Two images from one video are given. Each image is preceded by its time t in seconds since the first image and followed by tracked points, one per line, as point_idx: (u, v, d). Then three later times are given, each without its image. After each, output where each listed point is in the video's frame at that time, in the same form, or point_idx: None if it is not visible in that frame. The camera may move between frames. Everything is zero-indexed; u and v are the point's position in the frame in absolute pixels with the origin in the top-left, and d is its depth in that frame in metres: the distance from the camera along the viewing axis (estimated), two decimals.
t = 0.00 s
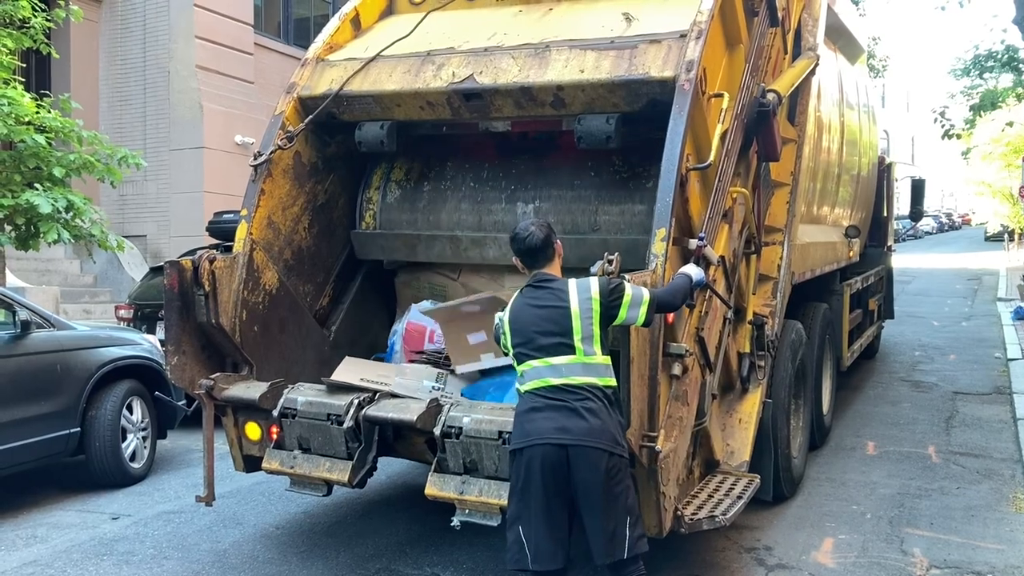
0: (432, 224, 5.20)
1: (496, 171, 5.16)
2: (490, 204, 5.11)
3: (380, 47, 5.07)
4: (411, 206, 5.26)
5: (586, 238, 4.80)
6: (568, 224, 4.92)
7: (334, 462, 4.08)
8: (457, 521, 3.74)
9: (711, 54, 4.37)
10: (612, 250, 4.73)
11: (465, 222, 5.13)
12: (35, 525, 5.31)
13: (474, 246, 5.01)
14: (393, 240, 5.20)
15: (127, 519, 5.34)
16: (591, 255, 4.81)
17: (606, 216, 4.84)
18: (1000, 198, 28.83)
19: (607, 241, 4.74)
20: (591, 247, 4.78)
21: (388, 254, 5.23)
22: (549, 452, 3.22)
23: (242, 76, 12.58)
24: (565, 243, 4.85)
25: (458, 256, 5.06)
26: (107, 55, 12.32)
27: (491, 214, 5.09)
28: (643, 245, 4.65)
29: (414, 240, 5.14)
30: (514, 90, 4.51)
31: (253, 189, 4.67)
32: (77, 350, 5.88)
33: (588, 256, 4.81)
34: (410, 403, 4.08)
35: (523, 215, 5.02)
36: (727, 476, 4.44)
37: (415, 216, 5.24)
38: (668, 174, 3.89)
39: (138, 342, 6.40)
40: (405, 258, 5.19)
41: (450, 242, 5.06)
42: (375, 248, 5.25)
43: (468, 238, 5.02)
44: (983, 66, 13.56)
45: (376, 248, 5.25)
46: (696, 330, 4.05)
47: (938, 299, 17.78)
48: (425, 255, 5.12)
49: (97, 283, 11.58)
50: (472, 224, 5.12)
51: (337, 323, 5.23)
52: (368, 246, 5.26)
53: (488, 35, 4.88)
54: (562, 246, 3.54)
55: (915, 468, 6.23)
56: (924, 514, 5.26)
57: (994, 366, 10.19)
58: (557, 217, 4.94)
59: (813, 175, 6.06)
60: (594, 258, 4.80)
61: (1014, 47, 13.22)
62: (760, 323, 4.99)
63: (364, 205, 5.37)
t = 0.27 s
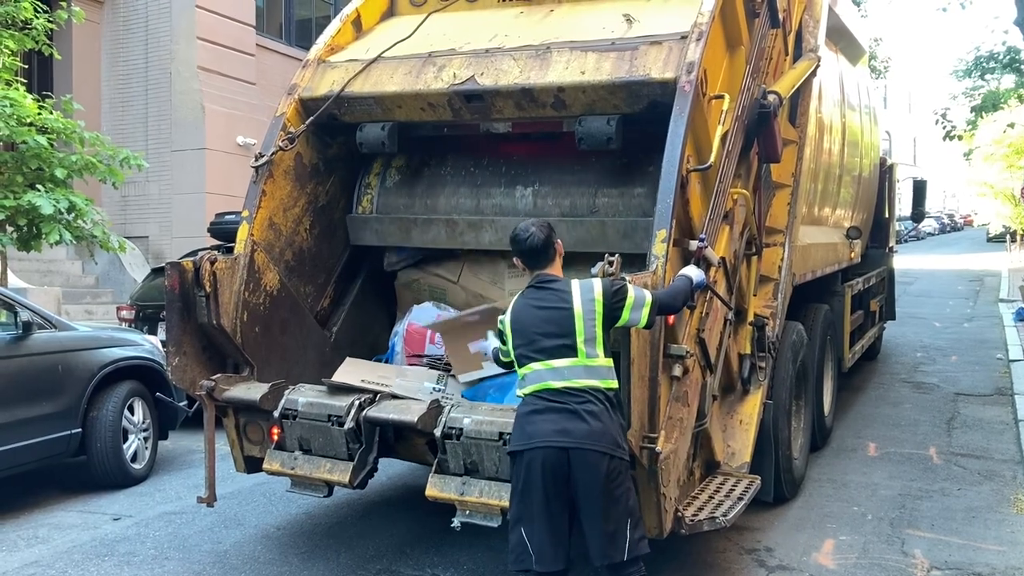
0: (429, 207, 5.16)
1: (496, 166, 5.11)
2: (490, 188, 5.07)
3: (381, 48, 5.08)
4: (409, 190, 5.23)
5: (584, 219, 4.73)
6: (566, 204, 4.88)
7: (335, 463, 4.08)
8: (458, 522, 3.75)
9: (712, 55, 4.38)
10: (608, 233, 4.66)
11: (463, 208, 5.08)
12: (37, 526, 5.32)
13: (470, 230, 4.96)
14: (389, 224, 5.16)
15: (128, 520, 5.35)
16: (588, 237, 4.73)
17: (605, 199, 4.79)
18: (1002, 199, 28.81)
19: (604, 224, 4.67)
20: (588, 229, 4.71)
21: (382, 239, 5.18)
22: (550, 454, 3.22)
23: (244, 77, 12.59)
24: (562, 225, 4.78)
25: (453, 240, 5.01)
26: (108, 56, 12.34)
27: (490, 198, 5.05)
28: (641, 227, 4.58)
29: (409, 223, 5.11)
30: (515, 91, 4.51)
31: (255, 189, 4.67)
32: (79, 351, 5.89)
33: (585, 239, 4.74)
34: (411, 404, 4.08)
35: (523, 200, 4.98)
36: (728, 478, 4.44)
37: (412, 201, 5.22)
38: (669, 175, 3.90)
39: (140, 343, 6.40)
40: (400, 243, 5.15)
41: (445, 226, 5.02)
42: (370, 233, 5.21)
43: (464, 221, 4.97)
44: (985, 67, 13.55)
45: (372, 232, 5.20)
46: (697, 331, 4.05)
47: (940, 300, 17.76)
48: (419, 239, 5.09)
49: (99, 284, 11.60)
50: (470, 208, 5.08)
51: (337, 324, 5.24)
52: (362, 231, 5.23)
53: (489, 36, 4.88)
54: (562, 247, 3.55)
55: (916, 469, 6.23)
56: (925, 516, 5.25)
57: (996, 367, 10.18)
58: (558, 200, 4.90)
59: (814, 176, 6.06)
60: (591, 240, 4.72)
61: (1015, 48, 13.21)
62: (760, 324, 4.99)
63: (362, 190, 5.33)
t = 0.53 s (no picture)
0: (427, 188, 5.12)
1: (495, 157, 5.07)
2: (489, 170, 5.05)
3: (382, 49, 5.09)
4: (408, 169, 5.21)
5: (582, 199, 4.63)
6: (565, 184, 4.80)
7: (336, 463, 4.08)
8: (458, 522, 3.75)
9: (712, 57, 4.38)
10: (606, 212, 4.56)
11: (463, 188, 5.05)
12: (38, 526, 5.34)
13: (467, 210, 4.89)
14: (384, 205, 5.09)
15: (130, 520, 5.35)
16: (586, 216, 4.62)
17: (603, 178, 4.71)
18: (1005, 200, 28.79)
19: (602, 202, 4.57)
20: (587, 209, 4.60)
21: (377, 222, 5.10)
22: (548, 452, 3.22)
23: (246, 78, 12.60)
24: (560, 204, 4.67)
25: (449, 221, 4.93)
26: (111, 57, 12.36)
27: (488, 178, 5.02)
28: (639, 206, 4.47)
29: (406, 204, 5.04)
30: (516, 93, 4.52)
31: (256, 190, 4.68)
32: (80, 351, 5.90)
33: (583, 219, 4.63)
34: (412, 405, 4.09)
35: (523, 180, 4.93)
36: (728, 479, 4.44)
37: (408, 183, 5.17)
38: (669, 177, 3.90)
39: (141, 343, 6.41)
40: (395, 225, 5.07)
41: (443, 206, 4.95)
42: (366, 215, 5.14)
43: (461, 202, 4.90)
44: (987, 69, 13.54)
45: (367, 214, 5.13)
46: (697, 332, 4.06)
47: (942, 301, 17.74)
48: (416, 219, 5.01)
49: (101, 284, 11.61)
50: (469, 188, 5.04)
51: (338, 325, 5.25)
52: (358, 212, 5.16)
53: (490, 38, 4.89)
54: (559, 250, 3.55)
55: (916, 471, 6.22)
56: (925, 517, 5.25)
57: (997, 369, 10.17)
58: (557, 180, 4.83)
59: (815, 178, 6.06)
60: (588, 220, 4.61)
61: (1017, 50, 13.20)
62: (761, 325, 4.98)
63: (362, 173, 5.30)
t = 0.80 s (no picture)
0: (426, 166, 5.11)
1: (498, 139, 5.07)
2: (490, 147, 5.07)
3: (385, 50, 5.09)
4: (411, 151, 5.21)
5: (582, 173, 4.61)
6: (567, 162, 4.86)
7: (337, 463, 4.09)
8: (460, 522, 3.76)
9: (714, 57, 4.38)
10: (606, 184, 4.53)
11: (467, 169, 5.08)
12: (41, 525, 5.34)
13: (466, 184, 4.86)
14: (384, 181, 5.04)
15: (132, 520, 5.36)
16: (585, 191, 4.59)
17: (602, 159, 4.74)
18: (1007, 201, 28.76)
19: (602, 174, 4.55)
20: (587, 182, 4.58)
21: (376, 199, 5.05)
22: (545, 452, 3.24)
23: (248, 78, 12.62)
24: (561, 178, 4.65)
25: (448, 196, 4.90)
26: (114, 57, 12.38)
27: (490, 155, 5.05)
28: (639, 179, 4.43)
29: (404, 179, 5.00)
30: (519, 93, 4.52)
31: (259, 191, 4.69)
32: (83, 351, 5.91)
33: (582, 193, 4.60)
34: (414, 405, 4.09)
35: (524, 158, 4.98)
36: (730, 480, 4.44)
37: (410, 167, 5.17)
38: (672, 179, 3.91)
39: (143, 343, 6.42)
40: (394, 202, 5.02)
41: (441, 181, 4.92)
42: (365, 192, 5.07)
43: (461, 176, 4.87)
44: (989, 69, 13.54)
45: (365, 190, 5.07)
46: (699, 332, 4.06)
47: (944, 302, 17.73)
48: (415, 195, 4.97)
49: (104, 285, 11.63)
50: (471, 164, 5.07)
51: (341, 325, 5.25)
52: (357, 188, 5.10)
53: (493, 38, 4.90)
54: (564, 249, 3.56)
55: (918, 472, 6.22)
56: (927, 518, 5.25)
57: (1000, 370, 10.16)
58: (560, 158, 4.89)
59: (818, 178, 6.06)
60: (588, 194, 4.58)
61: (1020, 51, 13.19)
62: (763, 326, 4.98)
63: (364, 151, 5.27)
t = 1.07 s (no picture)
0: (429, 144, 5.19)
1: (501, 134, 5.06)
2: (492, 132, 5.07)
3: (388, 49, 5.10)
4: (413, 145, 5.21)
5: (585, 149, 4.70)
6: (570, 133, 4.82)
7: (340, 462, 4.10)
8: (462, 522, 3.76)
9: (717, 57, 4.38)
10: (610, 160, 4.61)
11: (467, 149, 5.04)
12: (44, 524, 5.35)
13: (468, 161, 4.96)
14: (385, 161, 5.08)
15: (135, 519, 5.37)
16: (587, 165, 4.67)
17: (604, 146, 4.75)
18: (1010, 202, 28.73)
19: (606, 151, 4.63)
20: (589, 157, 4.67)
21: (376, 176, 5.08)
22: (549, 453, 3.24)
23: (251, 78, 12.63)
24: (564, 154, 4.75)
25: (449, 172, 4.98)
26: (117, 56, 12.39)
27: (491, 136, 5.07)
28: (643, 151, 4.51)
29: (406, 156, 5.09)
30: (522, 93, 4.52)
31: (262, 190, 4.69)
32: (86, 350, 5.91)
33: (584, 167, 4.68)
34: (417, 404, 4.09)
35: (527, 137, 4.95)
36: (733, 479, 4.43)
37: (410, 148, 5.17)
38: (675, 178, 3.91)
39: (146, 342, 6.42)
40: (395, 179, 5.06)
41: (443, 159, 5.02)
42: (365, 169, 5.10)
43: (462, 153, 4.97)
44: (992, 70, 13.52)
45: (366, 168, 5.10)
46: (702, 333, 4.06)
47: (946, 303, 17.70)
48: (416, 173, 5.05)
49: (106, 284, 11.64)
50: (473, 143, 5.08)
51: (344, 324, 5.26)
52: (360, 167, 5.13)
53: (496, 38, 4.90)
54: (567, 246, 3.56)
55: (921, 472, 6.22)
56: (930, 519, 5.24)
57: (1003, 370, 10.15)
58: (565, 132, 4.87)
59: (820, 178, 6.06)
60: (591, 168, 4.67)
61: None
62: (766, 326, 4.97)
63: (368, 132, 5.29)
